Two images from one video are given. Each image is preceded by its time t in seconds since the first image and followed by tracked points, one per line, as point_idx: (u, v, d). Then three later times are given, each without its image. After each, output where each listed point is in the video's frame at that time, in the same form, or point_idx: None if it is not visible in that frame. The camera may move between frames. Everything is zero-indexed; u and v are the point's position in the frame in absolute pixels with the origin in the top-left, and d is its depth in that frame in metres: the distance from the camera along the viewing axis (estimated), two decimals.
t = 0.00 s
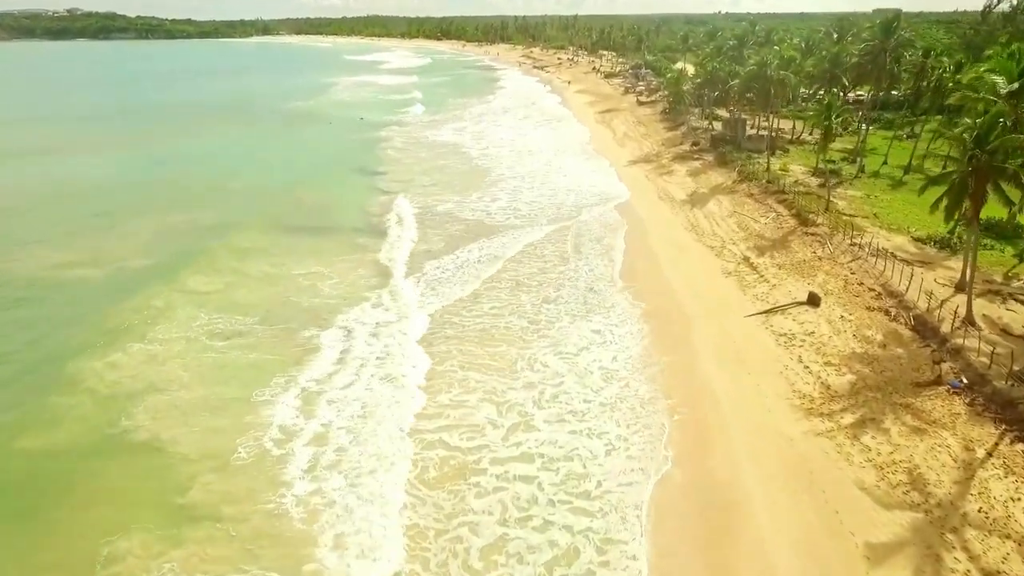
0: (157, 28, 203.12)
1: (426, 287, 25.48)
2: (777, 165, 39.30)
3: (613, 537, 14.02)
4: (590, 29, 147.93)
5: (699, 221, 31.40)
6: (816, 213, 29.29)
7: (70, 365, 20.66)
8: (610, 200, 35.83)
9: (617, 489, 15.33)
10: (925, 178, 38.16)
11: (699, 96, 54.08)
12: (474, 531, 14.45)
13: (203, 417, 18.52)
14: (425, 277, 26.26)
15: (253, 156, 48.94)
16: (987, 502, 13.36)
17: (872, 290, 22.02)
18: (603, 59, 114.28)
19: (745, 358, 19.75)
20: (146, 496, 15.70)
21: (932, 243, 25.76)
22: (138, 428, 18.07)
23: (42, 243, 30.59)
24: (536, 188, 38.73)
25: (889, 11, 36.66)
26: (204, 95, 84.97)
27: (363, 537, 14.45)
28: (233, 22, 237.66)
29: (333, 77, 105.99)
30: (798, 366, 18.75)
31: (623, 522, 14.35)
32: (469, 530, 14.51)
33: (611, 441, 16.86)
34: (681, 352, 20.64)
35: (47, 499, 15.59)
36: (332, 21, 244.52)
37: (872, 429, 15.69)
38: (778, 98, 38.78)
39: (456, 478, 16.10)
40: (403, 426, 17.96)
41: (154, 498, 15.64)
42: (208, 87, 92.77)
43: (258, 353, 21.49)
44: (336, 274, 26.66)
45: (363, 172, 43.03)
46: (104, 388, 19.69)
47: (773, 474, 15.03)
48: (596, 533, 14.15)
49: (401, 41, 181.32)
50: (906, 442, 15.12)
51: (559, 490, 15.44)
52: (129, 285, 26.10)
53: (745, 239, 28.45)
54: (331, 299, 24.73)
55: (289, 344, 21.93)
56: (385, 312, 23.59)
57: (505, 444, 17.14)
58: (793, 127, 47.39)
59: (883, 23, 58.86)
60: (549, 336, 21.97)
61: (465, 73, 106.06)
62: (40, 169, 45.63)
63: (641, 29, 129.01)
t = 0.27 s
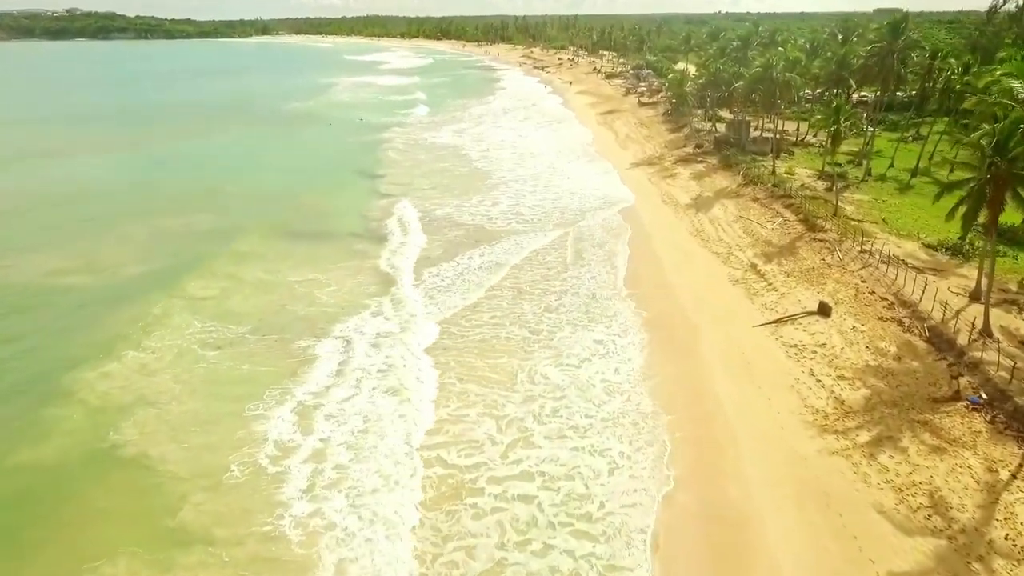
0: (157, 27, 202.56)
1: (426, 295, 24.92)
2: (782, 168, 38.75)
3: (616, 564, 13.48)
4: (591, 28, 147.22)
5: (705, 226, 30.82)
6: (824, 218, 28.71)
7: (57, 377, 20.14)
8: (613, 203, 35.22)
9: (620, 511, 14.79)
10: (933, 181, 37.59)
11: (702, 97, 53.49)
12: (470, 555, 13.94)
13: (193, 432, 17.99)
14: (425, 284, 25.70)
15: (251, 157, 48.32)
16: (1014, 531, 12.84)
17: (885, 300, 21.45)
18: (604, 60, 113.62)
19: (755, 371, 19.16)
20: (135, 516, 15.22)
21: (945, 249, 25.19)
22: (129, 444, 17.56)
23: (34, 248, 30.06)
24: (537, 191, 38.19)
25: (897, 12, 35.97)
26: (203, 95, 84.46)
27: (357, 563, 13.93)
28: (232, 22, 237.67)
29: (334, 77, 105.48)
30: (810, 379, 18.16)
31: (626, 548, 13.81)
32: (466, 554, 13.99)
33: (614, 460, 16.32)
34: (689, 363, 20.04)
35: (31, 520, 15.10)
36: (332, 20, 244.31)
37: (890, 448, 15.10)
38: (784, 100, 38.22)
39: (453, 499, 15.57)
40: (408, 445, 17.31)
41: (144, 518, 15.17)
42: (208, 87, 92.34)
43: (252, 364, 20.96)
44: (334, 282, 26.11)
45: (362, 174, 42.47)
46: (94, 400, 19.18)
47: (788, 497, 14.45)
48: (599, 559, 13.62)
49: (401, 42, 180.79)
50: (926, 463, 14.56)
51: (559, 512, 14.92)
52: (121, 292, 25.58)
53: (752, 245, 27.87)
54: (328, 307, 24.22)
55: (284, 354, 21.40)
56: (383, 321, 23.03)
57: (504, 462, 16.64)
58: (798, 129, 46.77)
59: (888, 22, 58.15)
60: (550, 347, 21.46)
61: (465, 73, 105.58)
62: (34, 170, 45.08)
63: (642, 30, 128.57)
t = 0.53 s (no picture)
0: (156, 27, 201.76)
1: (424, 305, 24.28)
2: (788, 172, 38.12)
3: None
4: (591, 28, 146.54)
5: (711, 232, 30.18)
6: (833, 224, 28.06)
7: (43, 391, 19.54)
8: (617, 207, 34.59)
9: (623, 537, 14.18)
10: (941, 185, 36.99)
11: (706, 98, 52.83)
12: None
13: (181, 450, 17.39)
14: (424, 293, 25.06)
15: (248, 159, 47.67)
16: None
17: (899, 311, 20.82)
18: (605, 60, 112.98)
19: (767, 386, 18.50)
20: (118, 541, 14.61)
21: (959, 258, 24.59)
22: (116, 462, 16.95)
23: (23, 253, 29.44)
24: (538, 195, 37.57)
25: (906, 14, 35.27)
26: (201, 95, 83.81)
27: None
28: (231, 22, 236.99)
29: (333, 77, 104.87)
30: (824, 396, 17.54)
31: None
32: None
33: (618, 481, 15.70)
34: (696, 377, 19.44)
35: (9, 544, 14.49)
36: (332, 20, 243.61)
37: (911, 470, 14.52)
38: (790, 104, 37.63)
39: (450, 523, 14.95)
40: (411, 468, 16.58)
41: (128, 542, 14.57)
42: (207, 88, 91.73)
43: (244, 377, 20.34)
44: (330, 290, 25.47)
45: (360, 177, 41.82)
46: (80, 414, 18.57)
47: (803, 524, 13.84)
48: None
49: (401, 41, 180.12)
50: (949, 489, 13.94)
51: (559, 538, 14.32)
52: (112, 300, 24.97)
53: (760, 252, 27.24)
54: (323, 317, 23.61)
55: (277, 367, 20.77)
56: (381, 333, 22.40)
57: (502, 483, 16.03)
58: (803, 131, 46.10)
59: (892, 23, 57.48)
60: (551, 360, 20.84)
61: (465, 74, 104.95)
62: (28, 172, 44.45)
63: (642, 29, 127.96)
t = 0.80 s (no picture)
0: (155, 27, 201.00)
1: (423, 315, 23.58)
2: (795, 176, 37.42)
3: None
4: (592, 28, 145.80)
5: (717, 239, 29.47)
6: (843, 231, 27.34)
7: (24, 406, 18.83)
8: (621, 213, 33.88)
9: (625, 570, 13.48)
10: (950, 190, 36.29)
11: (709, 101, 52.09)
12: None
13: (166, 471, 16.68)
14: (422, 304, 24.35)
15: (244, 162, 46.95)
16: None
17: (916, 324, 20.13)
18: (606, 60, 112.32)
19: (781, 404, 17.79)
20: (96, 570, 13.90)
21: (975, 267, 23.95)
22: (100, 483, 16.27)
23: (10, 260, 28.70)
24: (539, 199, 36.88)
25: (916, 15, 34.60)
26: (199, 96, 83.11)
27: None
28: (231, 21, 236.31)
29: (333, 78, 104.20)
30: (841, 414, 16.84)
31: None
32: None
33: (622, 508, 15.00)
34: (706, 394, 18.72)
35: None
36: (332, 19, 242.97)
37: (936, 498, 13.89)
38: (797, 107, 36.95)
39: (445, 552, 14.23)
40: (411, 493, 15.81)
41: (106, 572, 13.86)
42: (205, 88, 91.09)
43: (233, 392, 19.61)
44: (325, 300, 24.75)
45: (357, 181, 41.12)
46: (62, 432, 17.86)
47: (823, 557, 13.15)
48: None
49: (401, 41, 179.47)
50: (977, 520, 13.28)
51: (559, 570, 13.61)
52: (101, 309, 24.29)
53: (769, 260, 26.52)
54: (318, 329, 22.91)
55: (268, 382, 20.08)
56: (378, 347, 21.69)
57: (499, 509, 15.32)
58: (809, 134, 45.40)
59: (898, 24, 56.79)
60: (552, 375, 20.15)
61: (465, 74, 104.27)
62: (20, 174, 43.73)
63: (643, 30, 127.31)
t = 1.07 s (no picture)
0: (155, 27, 200.49)
1: (422, 324, 23.01)
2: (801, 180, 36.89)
3: None
4: (594, 29, 145.06)
5: (722, 244, 28.91)
6: (852, 236, 26.78)
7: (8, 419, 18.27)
8: (624, 217, 33.33)
9: None
10: (959, 194, 35.73)
11: (712, 102, 51.55)
12: None
13: (154, 489, 16.14)
14: (420, 312, 23.81)
15: (241, 164, 46.43)
16: None
17: (930, 335, 19.59)
18: (607, 61, 111.76)
19: (792, 418, 17.23)
20: None
21: (988, 275, 23.43)
22: (84, 500, 15.73)
23: None
24: (540, 203, 36.35)
25: (924, 16, 34.09)
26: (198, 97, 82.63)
27: None
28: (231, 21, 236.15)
29: (333, 78, 103.76)
30: (855, 430, 16.30)
31: None
32: None
33: (626, 530, 14.47)
34: (714, 407, 18.15)
35: None
36: (332, 19, 242.59)
37: (957, 522, 13.38)
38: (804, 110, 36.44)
39: None
40: (415, 512, 15.27)
41: None
42: (205, 89, 90.68)
43: (224, 404, 19.11)
44: (320, 309, 24.21)
45: (356, 184, 40.56)
46: (48, 446, 17.31)
47: None
48: None
49: (401, 41, 179.02)
50: (1001, 545, 12.78)
51: None
52: (91, 317, 23.76)
53: (776, 266, 25.96)
54: (313, 338, 22.39)
55: (260, 394, 19.57)
56: (376, 358, 21.16)
57: (496, 530, 14.76)
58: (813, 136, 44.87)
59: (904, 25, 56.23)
60: (552, 387, 19.62)
61: (466, 74, 103.80)
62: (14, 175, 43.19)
63: (644, 30, 126.88)
